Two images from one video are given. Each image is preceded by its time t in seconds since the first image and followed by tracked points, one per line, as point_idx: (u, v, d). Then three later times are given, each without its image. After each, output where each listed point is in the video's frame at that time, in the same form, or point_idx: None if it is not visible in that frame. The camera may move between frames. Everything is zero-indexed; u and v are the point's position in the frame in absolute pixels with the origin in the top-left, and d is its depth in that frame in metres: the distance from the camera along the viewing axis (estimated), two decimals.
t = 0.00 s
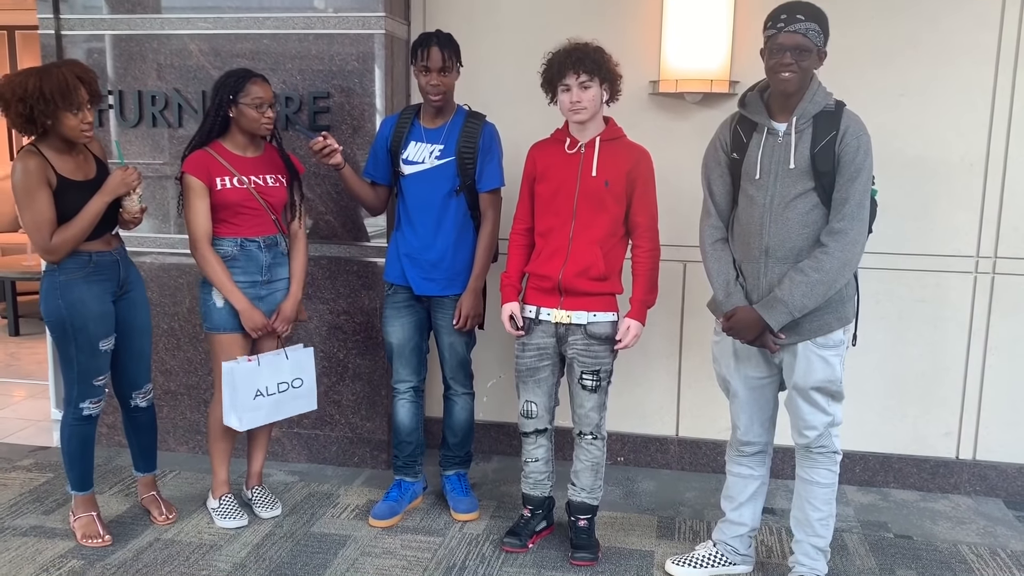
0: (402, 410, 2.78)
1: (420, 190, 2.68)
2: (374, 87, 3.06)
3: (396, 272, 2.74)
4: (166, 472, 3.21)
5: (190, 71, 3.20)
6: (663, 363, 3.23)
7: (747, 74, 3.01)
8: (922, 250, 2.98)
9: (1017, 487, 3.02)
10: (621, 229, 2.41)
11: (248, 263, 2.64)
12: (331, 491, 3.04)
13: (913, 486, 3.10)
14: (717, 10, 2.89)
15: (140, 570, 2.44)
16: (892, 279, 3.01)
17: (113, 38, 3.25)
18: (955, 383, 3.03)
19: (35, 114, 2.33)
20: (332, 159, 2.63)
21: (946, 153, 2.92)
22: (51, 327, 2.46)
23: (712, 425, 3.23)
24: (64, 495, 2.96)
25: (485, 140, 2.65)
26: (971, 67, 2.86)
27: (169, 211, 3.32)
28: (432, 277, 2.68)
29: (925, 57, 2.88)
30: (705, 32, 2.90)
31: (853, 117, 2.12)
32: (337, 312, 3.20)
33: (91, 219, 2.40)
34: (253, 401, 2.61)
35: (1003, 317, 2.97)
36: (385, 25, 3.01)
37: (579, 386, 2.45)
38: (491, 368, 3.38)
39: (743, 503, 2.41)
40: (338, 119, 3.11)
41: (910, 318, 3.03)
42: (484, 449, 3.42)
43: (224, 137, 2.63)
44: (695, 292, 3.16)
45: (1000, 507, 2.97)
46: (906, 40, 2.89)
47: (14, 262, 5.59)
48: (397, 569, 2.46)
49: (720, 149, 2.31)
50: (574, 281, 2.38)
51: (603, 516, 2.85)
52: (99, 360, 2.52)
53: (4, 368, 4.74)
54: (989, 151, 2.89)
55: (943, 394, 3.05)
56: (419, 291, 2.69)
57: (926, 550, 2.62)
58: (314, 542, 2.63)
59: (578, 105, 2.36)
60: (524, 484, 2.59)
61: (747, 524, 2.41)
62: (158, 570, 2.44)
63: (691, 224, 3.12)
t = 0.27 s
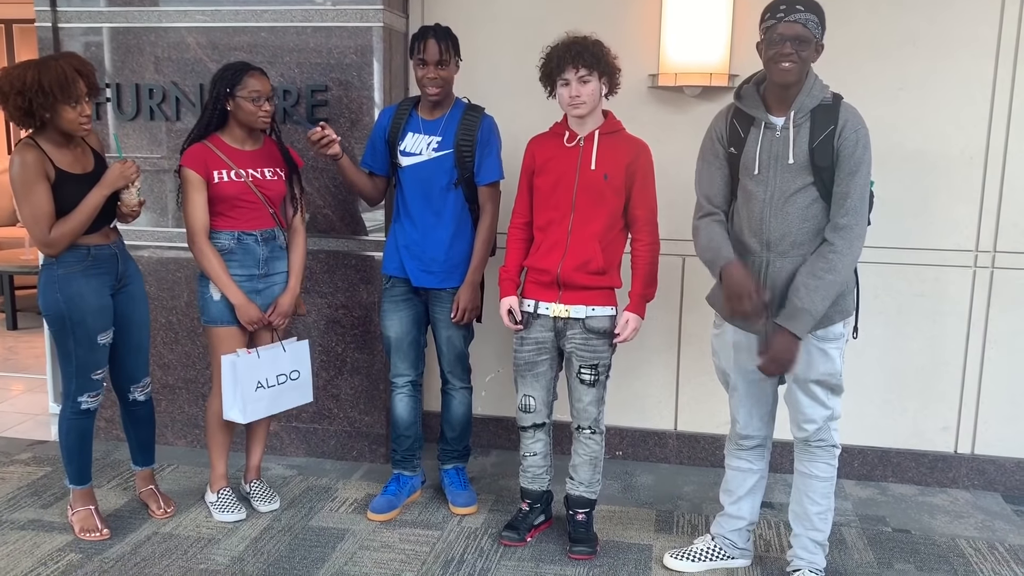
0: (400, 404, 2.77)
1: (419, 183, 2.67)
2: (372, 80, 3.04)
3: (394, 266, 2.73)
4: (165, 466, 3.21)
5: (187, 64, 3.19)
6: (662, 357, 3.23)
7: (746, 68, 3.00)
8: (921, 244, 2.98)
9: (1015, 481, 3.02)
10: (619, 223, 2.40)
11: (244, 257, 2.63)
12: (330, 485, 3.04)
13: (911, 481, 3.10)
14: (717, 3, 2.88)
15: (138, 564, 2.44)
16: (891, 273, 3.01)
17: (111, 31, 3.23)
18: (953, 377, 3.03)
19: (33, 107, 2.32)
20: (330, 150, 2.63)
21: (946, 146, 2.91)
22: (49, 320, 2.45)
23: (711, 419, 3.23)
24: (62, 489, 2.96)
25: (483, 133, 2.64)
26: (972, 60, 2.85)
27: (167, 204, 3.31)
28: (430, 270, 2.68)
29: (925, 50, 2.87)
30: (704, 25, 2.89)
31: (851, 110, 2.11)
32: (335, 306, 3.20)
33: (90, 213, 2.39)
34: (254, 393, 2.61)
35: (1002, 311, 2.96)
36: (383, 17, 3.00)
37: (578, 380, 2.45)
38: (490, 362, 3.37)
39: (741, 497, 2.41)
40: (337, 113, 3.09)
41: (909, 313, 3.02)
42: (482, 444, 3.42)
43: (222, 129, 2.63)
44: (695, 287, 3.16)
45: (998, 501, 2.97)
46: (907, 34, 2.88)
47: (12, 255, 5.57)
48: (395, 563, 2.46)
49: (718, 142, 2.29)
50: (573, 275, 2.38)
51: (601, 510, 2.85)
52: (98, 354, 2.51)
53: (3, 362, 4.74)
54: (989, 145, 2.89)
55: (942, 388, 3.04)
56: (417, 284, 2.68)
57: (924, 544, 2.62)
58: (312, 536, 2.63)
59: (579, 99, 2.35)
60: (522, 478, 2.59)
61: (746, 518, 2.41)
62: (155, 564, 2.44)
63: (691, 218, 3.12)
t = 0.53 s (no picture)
0: (398, 401, 2.77)
1: (416, 180, 2.67)
2: (369, 76, 3.04)
3: (392, 262, 2.73)
4: (162, 463, 3.21)
5: (184, 61, 3.18)
6: (660, 354, 3.23)
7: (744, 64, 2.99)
8: (919, 240, 2.97)
9: (1012, 477, 3.02)
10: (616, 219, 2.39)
11: (238, 254, 2.63)
12: (327, 481, 3.04)
13: (909, 477, 3.10)
14: None
15: (135, 561, 2.44)
16: (889, 269, 3.01)
17: (107, 27, 3.22)
18: (952, 374, 3.03)
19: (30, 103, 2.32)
20: (328, 149, 2.62)
21: (944, 142, 2.91)
22: (46, 318, 2.45)
23: (709, 415, 3.23)
24: (59, 486, 2.96)
25: (480, 130, 2.63)
26: (970, 56, 2.85)
27: (164, 201, 3.31)
28: (427, 267, 2.67)
29: (923, 46, 2.87)
30: (702, 21, 2.88)
31: (847, 104, 2.09)
32: (333, 303, 3.19)
33: (87, 209, 2.39)
34: (235, 393, 2.61)
35: (1000, 307, 2.96)
36: (380, 13, 2.99)
37: (575, 377, 2.45)
38: (487, 359, 3.37)
39: (739, 493, 2.40)
40: (333, 109, 3.09)
41: (907, 309, 3.02)
42: (480, 440, 3.42)
43: (219, 125, 2.63)
44: (692, 283, 3.15)
45: (995, 497, 2.97)
46: (905, 30, 2.87)
47: (10, 252, 5.56)
48: (392, 560, 2.46)
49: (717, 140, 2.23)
50: (570, 272, 2.37)
51: (599, 506, 2.85)
52: (95, 351, 2.51)
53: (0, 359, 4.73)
54: (987, 141, 2.88)
55: (940, 384, 3.04)
56: (414, 281, 2.68)
57: (921, 540, 2.62)
58: (309, 533, 2.63)
59: (576, 95, 2.33)
60: (520, 475, 2.59)
61: (743, 514, 2.41)
62: (153, 561, 2.44)
63: (689, 214, 3.11)
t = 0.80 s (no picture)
0: (399, 401, 2.77)
1: (416, 181, 2.67)
2: (370, 77, 3.04)
3: (392, 263, 2.73)
4: (163, 463, 3.21)
5: (184, 62, 3.18)
6: (661, 354, 3.22)
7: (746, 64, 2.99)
8: (921, 240, 2.97)
9: (1014, 478, 3.02)
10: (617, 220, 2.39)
11: (236, 254, 2.63)
12: (328, 482, 3.04)
13: (910, 477, 3.10)
14: None
15: (135, 562, 2.44)
16: (891, 270, 3.00)
17: (108, 28, 3.22)
18: (954, 374, 3.02)
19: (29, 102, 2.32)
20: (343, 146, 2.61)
21: (945, 142, 2.90)
22: (46, 318, 2.45)
23: (710, 416, 3.23)
24: (60, 487, 2.96)
25: (481, 132, 2.63)
26: (971, 55, 2.84)
27: (165, 202, 3.31)
28: (427, 268, 2.67)
29: (924, 46, 2.86)
30: (703, 21, 2.87)
31: (851, 103, 2.09)
32: (333, 303, 3.19)
33: (86, 208, 2.38)
34: (225, 395, 2.61)
35: (1002, 307, 2.96)
36: (381, 14, 2.99)
37: (576, 378, 2.44)
38: (488, 360, 3.37)
39: (740, 494, 2.40)
40: (334, 110, 3.09)
41: (908, 309, 3.01)
42: (481, 441, 3.42)
43: (220, 126, 2.63)
44: (694, 283, 3.15)
45: (997, 498, 2.97)
46: (906, 29, 2.87)
47: (11, 253, 5.57)
48: (393, 561, 2.46)
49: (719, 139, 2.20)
50: (571, 272, 2.37)
51: (600, 507, 2.85)
52: (95, 352, 2.51)
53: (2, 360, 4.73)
54: (989, 141, 2.88)
55: (941, 385, 3.04)
56: (414, 281, 2.68)
57: (923, 541, 2.62)
58: (310, 533, 2.63)
59: (577, 96, 2.33)
60: (521, 475, 2.58)
61: (744, 515, 2.40)
62: (153, 561, 2.44)
63: (690, 214, 3.11)
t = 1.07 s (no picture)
0: (406, 406, 2.77)
1: (423, 186, 2.68)
2: (377, 83, 3.05)
3: (400, 268, 2.74)
4: (171, 468, 3.22)
5: (193, 68, 3.20)
6: (667, 359, 3.22)
7: (752, 70, 2.99)
8: (929, 246, 2.96)
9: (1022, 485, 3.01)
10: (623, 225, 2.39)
11: (242, 259, 2.64)
12: (335, 487, 3.05)
13: (918, 484, 3.09)
14: (722, 4, 2.87)
15: (143, 566, 2.45)
16: (898, 275, 3.00)
17: (118, 35, 3.25)
18: (961, 380, 3.01)
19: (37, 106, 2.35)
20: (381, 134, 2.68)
21: (952, 148, 2.90)
22: (54, 322, 2.46)
23: (716, 421, 3.23)
24: (69, 490, 2.97)
25: (487, 137, 2.63)
26: (979, 61, 2.84)
27: (173, 207, 3.33)
28: (434, 273, 2.68)
29: (931, 52, 2.86)
30: (710, 27, 2.88)
31: (859, 110, 2.09)
32: (340, 308, 3.20)
33: (92, 211, 2.40)
34: (237, 398, 2.61)
35: (1010, 313, 2.95)
36: (388, 21, 3.01)
37: (583, 383, 2.45)
38: (495, 365, 3.38)
39: (747, 500, 2.40)
40: (342, 116, 3.10)
41: (916, 315, 3.01)
42: (488, 446, 3.42)
43: (227, 132, 2.65)
44: (700, 289, 3.15)
45: (1005, 504, 2.95)
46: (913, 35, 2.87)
47: (22, 258, 5.61)
48: (399, 566, 2.47)
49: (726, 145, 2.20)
50: (579, 277, 2.38)
51: (606, 513, 2.85)
52: (103, 357, 2.52)
53: (11, 364, 4.77)
54: (996, 146, 2.87)
55: (949, 391, 3.03)
56: (422, 287, 2.69)
57: (930, 548, 2.61)
58: (317, 538, 2.64)
59: (586, 108, 2.35)
60: (527, 481, 2.59)
61: (751, 521, 2.40)
62: (161, 565, 2.45)
63: (697, 220, 3.11)
